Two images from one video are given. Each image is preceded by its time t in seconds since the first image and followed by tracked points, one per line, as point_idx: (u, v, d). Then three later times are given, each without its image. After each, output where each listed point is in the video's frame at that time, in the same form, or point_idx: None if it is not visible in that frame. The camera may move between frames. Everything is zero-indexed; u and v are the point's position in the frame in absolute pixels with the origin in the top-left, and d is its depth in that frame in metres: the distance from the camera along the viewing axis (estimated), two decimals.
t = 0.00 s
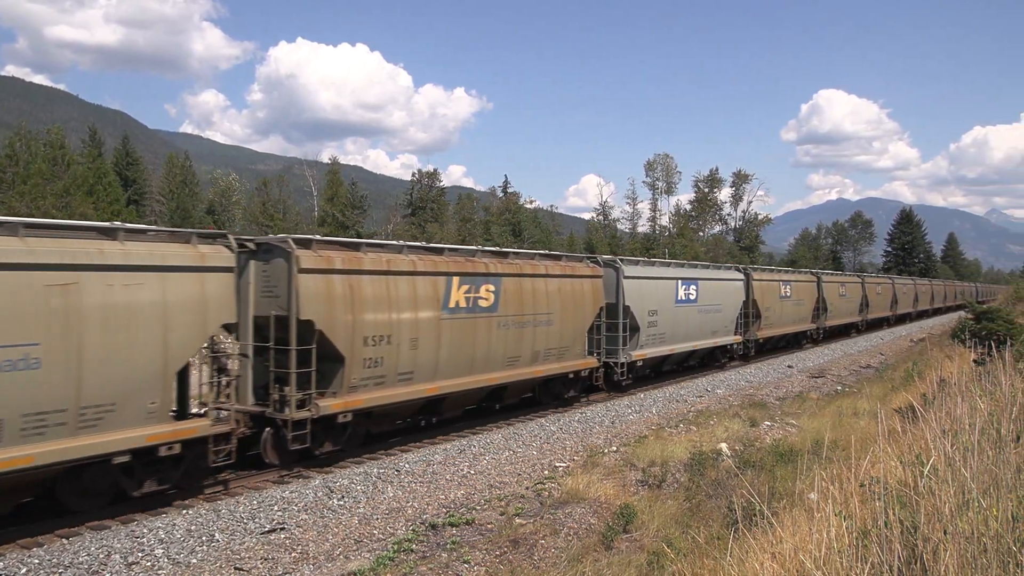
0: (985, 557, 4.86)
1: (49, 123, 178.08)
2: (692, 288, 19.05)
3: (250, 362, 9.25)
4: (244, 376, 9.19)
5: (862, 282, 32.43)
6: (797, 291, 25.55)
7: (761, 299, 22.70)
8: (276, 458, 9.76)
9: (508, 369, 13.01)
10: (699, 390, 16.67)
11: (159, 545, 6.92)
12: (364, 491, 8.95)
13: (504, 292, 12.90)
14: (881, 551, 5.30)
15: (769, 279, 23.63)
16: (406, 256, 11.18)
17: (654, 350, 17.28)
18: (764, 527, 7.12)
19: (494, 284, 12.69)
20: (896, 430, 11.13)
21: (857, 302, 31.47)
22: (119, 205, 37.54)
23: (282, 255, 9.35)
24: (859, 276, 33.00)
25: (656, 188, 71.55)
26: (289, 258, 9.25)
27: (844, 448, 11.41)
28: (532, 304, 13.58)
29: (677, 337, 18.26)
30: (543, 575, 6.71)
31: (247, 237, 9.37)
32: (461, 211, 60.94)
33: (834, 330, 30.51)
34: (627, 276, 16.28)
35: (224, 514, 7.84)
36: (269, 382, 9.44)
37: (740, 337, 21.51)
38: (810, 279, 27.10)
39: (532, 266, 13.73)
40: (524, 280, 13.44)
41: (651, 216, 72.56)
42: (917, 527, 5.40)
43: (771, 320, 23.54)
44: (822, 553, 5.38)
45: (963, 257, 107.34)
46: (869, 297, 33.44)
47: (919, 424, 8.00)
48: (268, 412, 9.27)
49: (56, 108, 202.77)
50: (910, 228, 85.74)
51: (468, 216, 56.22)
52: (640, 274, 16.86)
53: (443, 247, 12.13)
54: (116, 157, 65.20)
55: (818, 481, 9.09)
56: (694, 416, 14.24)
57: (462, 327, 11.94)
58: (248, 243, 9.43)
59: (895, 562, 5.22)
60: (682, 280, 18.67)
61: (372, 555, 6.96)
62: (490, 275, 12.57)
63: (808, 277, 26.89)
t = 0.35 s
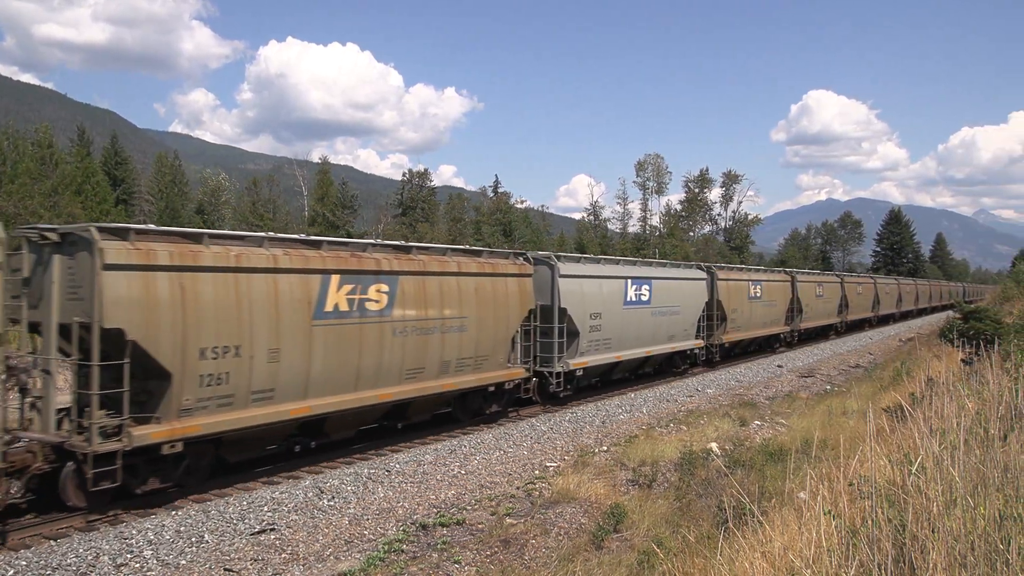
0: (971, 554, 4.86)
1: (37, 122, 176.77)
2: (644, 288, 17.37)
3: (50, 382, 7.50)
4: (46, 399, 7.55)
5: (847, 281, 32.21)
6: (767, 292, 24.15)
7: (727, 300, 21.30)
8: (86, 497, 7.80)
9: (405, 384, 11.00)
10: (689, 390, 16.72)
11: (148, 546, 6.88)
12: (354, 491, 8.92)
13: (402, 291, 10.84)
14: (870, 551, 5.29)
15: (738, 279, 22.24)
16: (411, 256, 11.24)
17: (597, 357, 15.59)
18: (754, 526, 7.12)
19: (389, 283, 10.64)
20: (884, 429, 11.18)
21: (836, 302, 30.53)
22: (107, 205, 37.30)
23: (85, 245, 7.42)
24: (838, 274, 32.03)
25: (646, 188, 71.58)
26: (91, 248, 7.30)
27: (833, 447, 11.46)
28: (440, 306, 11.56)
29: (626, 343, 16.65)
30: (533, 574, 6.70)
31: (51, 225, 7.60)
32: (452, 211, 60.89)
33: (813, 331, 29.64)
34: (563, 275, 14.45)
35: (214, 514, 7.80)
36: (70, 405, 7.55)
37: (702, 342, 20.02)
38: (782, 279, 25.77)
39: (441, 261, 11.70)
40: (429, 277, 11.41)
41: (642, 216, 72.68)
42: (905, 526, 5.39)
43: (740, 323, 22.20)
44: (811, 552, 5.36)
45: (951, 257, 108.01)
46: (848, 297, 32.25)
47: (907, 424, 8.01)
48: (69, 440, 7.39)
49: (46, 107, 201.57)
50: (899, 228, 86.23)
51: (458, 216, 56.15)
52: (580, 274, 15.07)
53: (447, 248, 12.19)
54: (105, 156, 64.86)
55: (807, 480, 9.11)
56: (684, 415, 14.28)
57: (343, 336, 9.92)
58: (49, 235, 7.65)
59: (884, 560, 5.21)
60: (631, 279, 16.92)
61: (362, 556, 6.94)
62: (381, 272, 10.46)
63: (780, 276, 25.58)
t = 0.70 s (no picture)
0: (961, 552, 4.88)
1: (27, 121, 175.45)
2: (587, 289, 15.89)
3: None
4: None
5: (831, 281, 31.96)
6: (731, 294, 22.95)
7: (687, 301, 20.10)
8: None
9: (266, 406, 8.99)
10: (681, 389, 16.77)
11: (139, 547, 6.85)
12: (346, 491, 8.90)
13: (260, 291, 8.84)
14: (860, 549, 5.29)
15: (700, 280, 21.09)
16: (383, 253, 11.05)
17: (529, 366, 14.07)
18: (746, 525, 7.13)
19: (244, 282, 8.67)
20: (875, 428, 11.24)
21: (813, 303, 29.79)
22: (98, 204, 37.09)
23: None
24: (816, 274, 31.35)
25: (638, 188, 71.69)
26: None
27: (823, 446, 11.51)
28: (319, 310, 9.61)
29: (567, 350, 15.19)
30: (525, 574, 6.70)
31: None
32: (444, 211, 60.83)
33: (791, 334, 28.97)
34: (485, 273, 12.86)
35: (205, 515, 7.78)
36: None
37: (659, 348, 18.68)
38: (750, 280, 24.65)
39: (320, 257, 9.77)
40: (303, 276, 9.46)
41: (634, 216, 72.76)
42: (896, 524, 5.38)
43: (703, 327, 21.04)
44: (803, 551, 5.35)
45: (941, 257, 108.64)
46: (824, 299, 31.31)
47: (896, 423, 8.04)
48: None
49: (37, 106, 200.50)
50: (890, 229, 86.67)
51: (451, 216, 56.14)
52: (508, 272, 13.53)
53: (416, 247, 11.96)
54: (95, 155, 64.51)
55: (798, 479, 9.14)
56: (676, 415, 14.31)
57: (171, 344, 7.90)
58: None
59: (875, 558, 5.20)
60: (571, 279, 15.40)
61: (354, 556, 6.93)
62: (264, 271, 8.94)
63: (748, 277, 24.50)
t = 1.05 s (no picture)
0: (955, 552, 4.89)
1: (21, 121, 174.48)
2: (523, 289, 14.01)
3: None
4: None
5: (819, 281, 31.01)
6: (699, 294, 21.16)
7: (649, 302, 18.34)
8: None
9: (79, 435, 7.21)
10: (677, 389, 16.79)
11: (133, 548, 6.83)
12: (341, 492, 8.90)
13: (76, 293, 7.11)
14: (855, 548, 5.29)
15: (665, 279, 19.35)
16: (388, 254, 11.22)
17: (448, 379, 12.16)
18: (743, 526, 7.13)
19: (31, 283, 6.78)
20: (870, 428, 11.27)
21: (794, 304, 28.33)
22: (93, 204, 36.97)
23: None
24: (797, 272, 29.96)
25: (635, 188, 71.68)
26: None
27: (819, 446, 11.53)
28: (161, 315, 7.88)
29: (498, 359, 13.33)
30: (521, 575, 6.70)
31: None
32: (440, 211, 60.77)
33: (772, 336, 27.63)
34: (389, 270, 10.91)
35: (201, 515, 7.77)
36: None
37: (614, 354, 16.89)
38: (722, 279, 22.92)
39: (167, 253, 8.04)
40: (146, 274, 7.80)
41: (630, 216, 72.74)
42: (891, 524, 5.39)
43: (669, 330, 19.34)
44: (798, 550, 5.34)
45: (937, 258, 108.92)
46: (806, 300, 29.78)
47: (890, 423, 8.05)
48: None
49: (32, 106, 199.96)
50: (885, 229, 86.87)
51: (447, 216, 56.08)
52: (418, 270, 11.55)
53: (425, 247, 12.24)
54: (90, 155, 64.33)
55: (794, 479, 9.15)
56: (672, 415, 14.32)
57: None
58: None
59: (870, 557, 5.21)
60: (502, 277, 13.50)
61: (350, 557, 6.91)
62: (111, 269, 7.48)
63: (719, 276, 22.83)
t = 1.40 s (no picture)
0: (956, 552, 4.89)
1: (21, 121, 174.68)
2: (443, 290, 11.95)
3: None
4: None
5: (807, 280, 29.65)
6: (665, 296, 19.23)
7: (608, 305, 16.47)
8: None
9: None
10: (676, 389, 16.80)
11: (133, 548, 6.83)
12: (341, 492, 8.89)
13: None
14: (854, 549, 5.28)
15: (627, 279, 17.43)
16: (397, 257, 11.29)
17: (342, 397, 10.13)
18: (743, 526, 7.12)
19: None
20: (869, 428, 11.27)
21: (777, 305, 26.57)
22: (92, 204, 37.03)
23: None
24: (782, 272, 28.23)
25: (634, 188, 71.66)
26: None
27: (819, 446, 11.54)
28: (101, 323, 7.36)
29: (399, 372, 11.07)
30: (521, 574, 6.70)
31: None
32: (439, 211, 60.83)
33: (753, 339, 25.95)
34: (256, 265, 8.94)
35: (200, 515, 7.77)
36: None
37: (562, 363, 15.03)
38: (695, 280, 21.03)
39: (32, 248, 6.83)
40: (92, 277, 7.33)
41: (630, 215, 72.75)
42: (890, 524, 5.39)
43: (631, 336, 17.51)
44: (798, 550, 5.33)
45: (936, 258, 108.97)
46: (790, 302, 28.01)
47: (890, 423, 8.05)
48: None
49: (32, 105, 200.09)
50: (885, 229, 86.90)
51: (447, 216, 56.09)
52: (320, 267, 9.83)
53: (438, 247, 12.33)
54: (89, 155, 64.42)
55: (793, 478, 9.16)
56: (672, 415, 14.32)
57: None
58: None
59: (869, 557, 5.20)
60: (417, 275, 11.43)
61: (350, 557, 6.91)
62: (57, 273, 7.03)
63: (692, 276, 20.96)
